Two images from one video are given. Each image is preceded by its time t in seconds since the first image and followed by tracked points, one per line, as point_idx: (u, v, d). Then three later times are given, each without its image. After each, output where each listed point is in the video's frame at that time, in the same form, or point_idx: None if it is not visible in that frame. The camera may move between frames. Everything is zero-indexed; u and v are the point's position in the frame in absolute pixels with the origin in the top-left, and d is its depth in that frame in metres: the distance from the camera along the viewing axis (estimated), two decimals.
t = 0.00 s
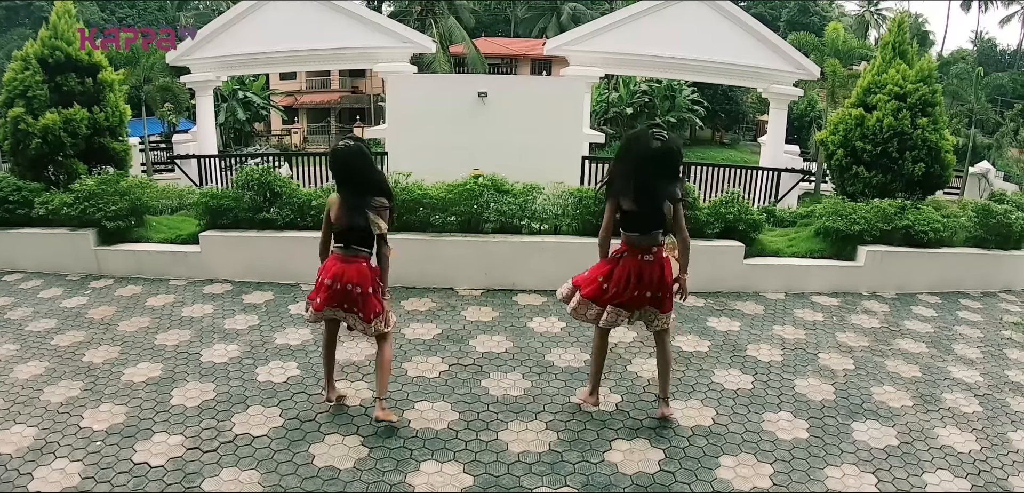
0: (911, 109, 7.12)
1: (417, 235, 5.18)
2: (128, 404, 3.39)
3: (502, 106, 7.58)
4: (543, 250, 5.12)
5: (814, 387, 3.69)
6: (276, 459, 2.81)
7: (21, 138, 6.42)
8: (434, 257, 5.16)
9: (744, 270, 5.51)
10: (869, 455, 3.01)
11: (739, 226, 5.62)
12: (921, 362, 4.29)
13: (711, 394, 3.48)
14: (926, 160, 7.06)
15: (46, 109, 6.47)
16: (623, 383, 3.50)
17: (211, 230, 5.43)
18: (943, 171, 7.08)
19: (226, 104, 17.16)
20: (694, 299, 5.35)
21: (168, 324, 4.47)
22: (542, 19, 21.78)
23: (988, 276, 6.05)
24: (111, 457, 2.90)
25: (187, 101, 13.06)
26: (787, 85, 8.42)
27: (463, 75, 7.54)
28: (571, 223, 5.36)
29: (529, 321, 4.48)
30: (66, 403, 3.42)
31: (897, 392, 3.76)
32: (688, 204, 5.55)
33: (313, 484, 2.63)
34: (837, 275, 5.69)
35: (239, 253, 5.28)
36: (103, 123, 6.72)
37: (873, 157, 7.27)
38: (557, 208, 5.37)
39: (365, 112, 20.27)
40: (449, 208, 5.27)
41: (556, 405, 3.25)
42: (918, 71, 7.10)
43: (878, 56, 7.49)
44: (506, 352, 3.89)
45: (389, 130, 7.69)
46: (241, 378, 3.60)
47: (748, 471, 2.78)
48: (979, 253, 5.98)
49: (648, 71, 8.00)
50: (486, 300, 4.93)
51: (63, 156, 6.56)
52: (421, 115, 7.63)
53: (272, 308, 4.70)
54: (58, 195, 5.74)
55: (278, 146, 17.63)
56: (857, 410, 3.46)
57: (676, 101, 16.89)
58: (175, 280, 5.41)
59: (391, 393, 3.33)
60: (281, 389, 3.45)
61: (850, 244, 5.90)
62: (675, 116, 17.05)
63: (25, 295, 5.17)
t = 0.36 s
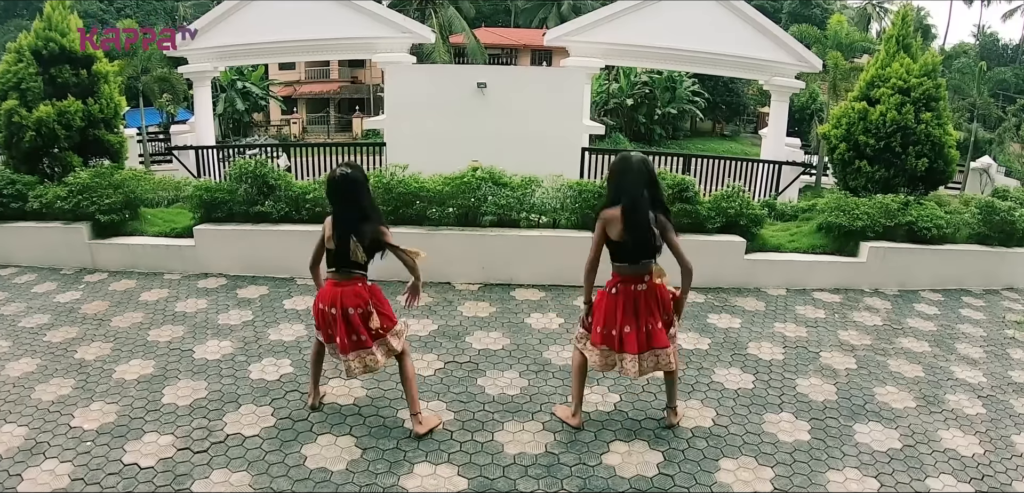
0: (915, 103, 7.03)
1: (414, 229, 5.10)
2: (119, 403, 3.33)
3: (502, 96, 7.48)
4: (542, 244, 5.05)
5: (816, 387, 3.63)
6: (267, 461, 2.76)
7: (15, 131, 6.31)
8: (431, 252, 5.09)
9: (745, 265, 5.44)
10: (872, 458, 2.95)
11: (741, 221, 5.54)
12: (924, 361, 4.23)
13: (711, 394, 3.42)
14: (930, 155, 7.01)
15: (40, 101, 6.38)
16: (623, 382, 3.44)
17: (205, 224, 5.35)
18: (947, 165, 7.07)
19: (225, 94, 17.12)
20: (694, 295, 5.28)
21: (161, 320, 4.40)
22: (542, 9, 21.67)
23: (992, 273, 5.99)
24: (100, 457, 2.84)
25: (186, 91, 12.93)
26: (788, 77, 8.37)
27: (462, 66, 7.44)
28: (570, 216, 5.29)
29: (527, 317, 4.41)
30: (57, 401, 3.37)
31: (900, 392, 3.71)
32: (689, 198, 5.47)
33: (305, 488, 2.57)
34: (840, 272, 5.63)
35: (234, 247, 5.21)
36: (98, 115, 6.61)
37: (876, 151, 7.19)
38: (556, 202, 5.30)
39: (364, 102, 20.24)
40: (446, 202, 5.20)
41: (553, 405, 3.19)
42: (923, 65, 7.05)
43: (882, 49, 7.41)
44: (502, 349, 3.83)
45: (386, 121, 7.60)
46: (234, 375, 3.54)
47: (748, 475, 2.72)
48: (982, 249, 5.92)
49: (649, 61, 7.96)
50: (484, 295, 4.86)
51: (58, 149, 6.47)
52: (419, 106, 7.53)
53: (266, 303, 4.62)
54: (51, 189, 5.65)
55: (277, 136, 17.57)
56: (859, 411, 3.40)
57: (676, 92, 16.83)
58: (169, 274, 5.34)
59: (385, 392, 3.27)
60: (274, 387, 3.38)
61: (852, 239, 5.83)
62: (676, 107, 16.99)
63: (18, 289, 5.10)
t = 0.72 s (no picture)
0: (921, 100, 6.94)
1: (412, 225, 5.02)
2: (110, 404, 3.27)
3: (502, 88, 7.39)
4: (541, 241, 4.97)
5: (820, 391, 3.58)
6: (259, 466, 2.69)
7: (9, 124, 6.21)
8: (430, 248, 5.01)
9: (747, 263, 5.36)
10: (877, 466, 2.91)
11: (744, 218, 5.46)
12: (929, 364, 4.19)
13: (713, 397, 3.35)
14: (935, 153, 6.91)
15: (34, 94, 6.28)
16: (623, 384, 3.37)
17: (201, 218, 5.27)
18: (953, 163, 6.94)
19: (225, 85, 17.04)
20: (696, 293, 5.21)
21: (155, 317, 4.33)
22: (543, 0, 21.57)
23: (998, 273, 5.91)
24: (90, 461, 2.79)
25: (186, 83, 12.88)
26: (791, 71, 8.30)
27: (462, 57, 7.35)
28: (570, 212, 5.21)
29: (527, 315, 4.34)
30: (48, 402, 3.30)
31: (905, 397, 3.67)
32: (692, 195, 5.38)
33: None
34: (843, 270, 5.56)
35: (230, 241, 5.13)
36: (93, 107, 6.51)
37: (881, 148, 7.10)
38: (556, 197, 5.21)
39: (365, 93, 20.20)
40: (445, 197, 5.13)
41: (552, 408, 3.12)
42: (930, 61, 6.93)
43: (888, 45, 7.33)
44: (501, 349, 3.75)
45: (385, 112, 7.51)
46: (227, 376, 3.47)
47: (751, 483, 2.66)
48: (988, 249, 5.85)
49: (649, 54, 7.89)
50: (483, 292, 4.79)
51: (53, 142, 6.39)
52: (418, 97, 7.44)
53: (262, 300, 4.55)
54: (46, 183, 5.56)
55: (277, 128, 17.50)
56: (864, 416, 3.36)
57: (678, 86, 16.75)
58: (164, 269, 5.26)
59: (380, 394, 3.20)
60: (267, 389, 3.31)
61: (857, 238, 5.75)
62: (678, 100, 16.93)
63: (12, 285, 5.03)
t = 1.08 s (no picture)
0: (927, 97, 6.83)
1: (409, 221, 4.93)
2: (101, 406, 3.20)
3: (503, 80, 7.28)
4: (541, 237, 4.88)
5: (825, 395, 3.51)
6: (250, 472, 2.62)
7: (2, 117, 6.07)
8: (427, 244, 4.93)
9: (750, 261, 5.28)
10: (883, 475, 2.85)
11: (748, 215, 5.37)
12: (935, 367, 4.12)
13: (716, 401, 3.28)
14: (941, 150, 6.81)
15: (28, 86, 6.16)
16: (624, 387, 3.29)
17: (195, 213, 5.18)
18: (959, 161, 6.86)
19: (224, 76, 16.92)
20: (699, 291, 5.12)
21: (148, 314, 4.25)
22: None
23: (1004, 272, 5.82)
24: (79, 466, 2.72)
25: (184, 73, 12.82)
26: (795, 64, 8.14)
27: (462, 48, 7.23)
28: (571, 208, 5.12)
29: (526, 314, 4.26)
30: (37, 403, 3.23)
31: (911, 402, 3.61)
32: (695, 191, 5.29)
33: None
34: (848, 269, 5.47)
35: (224, 237, 5.04)
36: (88, 100, 6.41)
37: (887, 144, 7.00)
38: (556, 193, 5.12)
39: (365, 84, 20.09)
40: (443, 192, 5.02)
41: (551, 412, 3.04)
42: (937, 57, 6.82)
43: (894, 40, 7.21)
44: (499, 349, 3.67)
45: (384, 104, 7.40)
46: (219, 376, 3.40)
47: None
48: (994, 248, 5.77)
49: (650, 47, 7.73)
50: (481, 289, 4.71)
51: (48, 135, 6.28)
52: (417, 89, 7.33)
53: (256, 297, 4.47)
54: (39, 176, 5.47)
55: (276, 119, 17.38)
56: (870, 422, 3.31)
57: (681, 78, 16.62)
58: (158, 265, 5.18)
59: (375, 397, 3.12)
60: (260, 390, 3.23)
61: (862, 236, 5.66)
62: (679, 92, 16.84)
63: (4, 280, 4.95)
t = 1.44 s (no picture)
0: (931, 94, 6.77)
1: (406, 218, 4.85)
2: (90, 410, 3.12)
3: (501, 76, 7.19)
4: (540, 235, 4.80)
5: (829, 399, 3.45)
6: (241, 481, 2.54)
7: None
8: (424, 243, 4.85)
9: (753, 260, 5.20)
10: (891, 482, 2.79)
11: (750, 213, 5.29)
12: (940, 369, 4.06)
13: (719, 405, 3.21)
14: (944, 147, 6.73)
15: (21, 83, 6.05)
16: (626, 391, 3.21)
17: (188, 211, 5.09)
18: (962, 158, 6.81)
19: (222, 71, 16.83)
20: (701, 290, 5.05)
21: (140, 315, 4.17)
22: None
23: (1008, 271, 5.76)
24: (67, 474, 2.65)
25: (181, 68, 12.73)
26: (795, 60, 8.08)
27: (461, 43, 7.13)
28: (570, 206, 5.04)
29: (525, 314, 4.18)
30: (26, 408, 3.16)
31: (916, 405, 3.54)
32: (696, 189, 5.21)
33: None
34: (851, 268, 5.40)
35: (218, 235, 4.96)
36: (81, 96, 6.31)
37: (889, 141, 6.91)
38: (555, 191, 5.05)
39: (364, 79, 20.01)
40: (439, 189, 4.93)
41: (550, 417, 2.97)
42: (940, 54, 6.78)
43: (897, 36, 7.14)
44: (497, 351, 3.60)
45: (382, 100, 7.31)
46: (211, 379, 3.32)
47: None
48: (998, 247, 5.70)
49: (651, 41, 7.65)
50: (479, 289, 4.63)
51: (41, 132, 6.18)
52: (415, 85, 7.24)
53: (250, 296, 4.39)
54: (31, 174, 5.37)
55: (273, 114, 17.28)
56: (875, 427, 3.24)
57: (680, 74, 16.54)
58: (152, 263, 5.10)
59: (370, 402, 3.04)
60: (252, 394, 3.16)
61: (865, 234, 5.58)
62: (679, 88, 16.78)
63: None
